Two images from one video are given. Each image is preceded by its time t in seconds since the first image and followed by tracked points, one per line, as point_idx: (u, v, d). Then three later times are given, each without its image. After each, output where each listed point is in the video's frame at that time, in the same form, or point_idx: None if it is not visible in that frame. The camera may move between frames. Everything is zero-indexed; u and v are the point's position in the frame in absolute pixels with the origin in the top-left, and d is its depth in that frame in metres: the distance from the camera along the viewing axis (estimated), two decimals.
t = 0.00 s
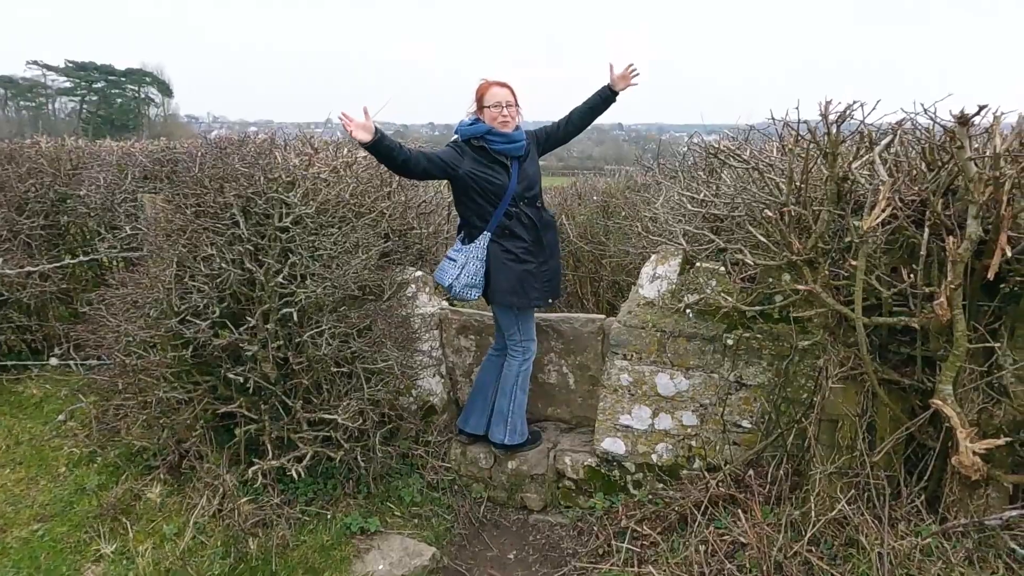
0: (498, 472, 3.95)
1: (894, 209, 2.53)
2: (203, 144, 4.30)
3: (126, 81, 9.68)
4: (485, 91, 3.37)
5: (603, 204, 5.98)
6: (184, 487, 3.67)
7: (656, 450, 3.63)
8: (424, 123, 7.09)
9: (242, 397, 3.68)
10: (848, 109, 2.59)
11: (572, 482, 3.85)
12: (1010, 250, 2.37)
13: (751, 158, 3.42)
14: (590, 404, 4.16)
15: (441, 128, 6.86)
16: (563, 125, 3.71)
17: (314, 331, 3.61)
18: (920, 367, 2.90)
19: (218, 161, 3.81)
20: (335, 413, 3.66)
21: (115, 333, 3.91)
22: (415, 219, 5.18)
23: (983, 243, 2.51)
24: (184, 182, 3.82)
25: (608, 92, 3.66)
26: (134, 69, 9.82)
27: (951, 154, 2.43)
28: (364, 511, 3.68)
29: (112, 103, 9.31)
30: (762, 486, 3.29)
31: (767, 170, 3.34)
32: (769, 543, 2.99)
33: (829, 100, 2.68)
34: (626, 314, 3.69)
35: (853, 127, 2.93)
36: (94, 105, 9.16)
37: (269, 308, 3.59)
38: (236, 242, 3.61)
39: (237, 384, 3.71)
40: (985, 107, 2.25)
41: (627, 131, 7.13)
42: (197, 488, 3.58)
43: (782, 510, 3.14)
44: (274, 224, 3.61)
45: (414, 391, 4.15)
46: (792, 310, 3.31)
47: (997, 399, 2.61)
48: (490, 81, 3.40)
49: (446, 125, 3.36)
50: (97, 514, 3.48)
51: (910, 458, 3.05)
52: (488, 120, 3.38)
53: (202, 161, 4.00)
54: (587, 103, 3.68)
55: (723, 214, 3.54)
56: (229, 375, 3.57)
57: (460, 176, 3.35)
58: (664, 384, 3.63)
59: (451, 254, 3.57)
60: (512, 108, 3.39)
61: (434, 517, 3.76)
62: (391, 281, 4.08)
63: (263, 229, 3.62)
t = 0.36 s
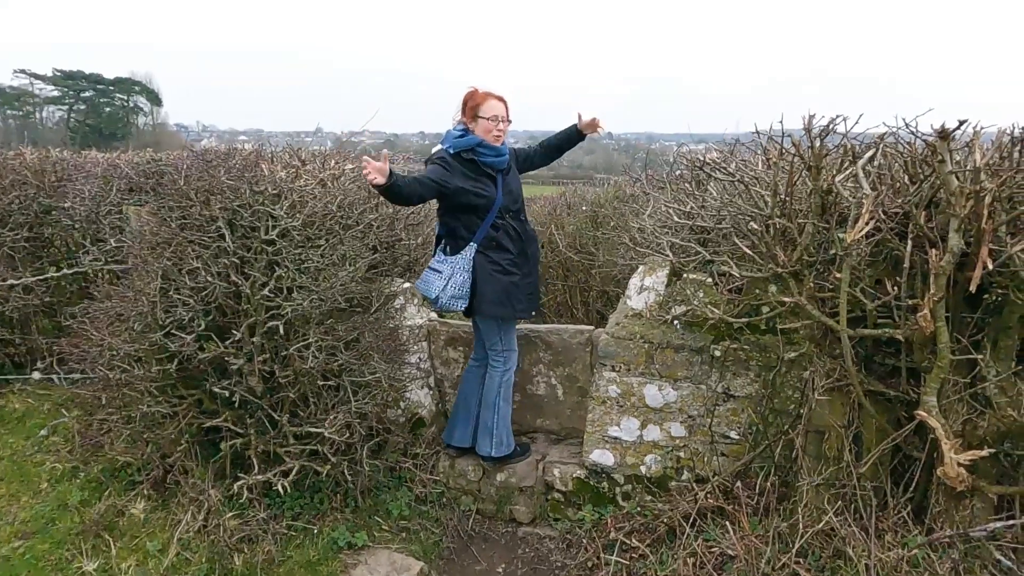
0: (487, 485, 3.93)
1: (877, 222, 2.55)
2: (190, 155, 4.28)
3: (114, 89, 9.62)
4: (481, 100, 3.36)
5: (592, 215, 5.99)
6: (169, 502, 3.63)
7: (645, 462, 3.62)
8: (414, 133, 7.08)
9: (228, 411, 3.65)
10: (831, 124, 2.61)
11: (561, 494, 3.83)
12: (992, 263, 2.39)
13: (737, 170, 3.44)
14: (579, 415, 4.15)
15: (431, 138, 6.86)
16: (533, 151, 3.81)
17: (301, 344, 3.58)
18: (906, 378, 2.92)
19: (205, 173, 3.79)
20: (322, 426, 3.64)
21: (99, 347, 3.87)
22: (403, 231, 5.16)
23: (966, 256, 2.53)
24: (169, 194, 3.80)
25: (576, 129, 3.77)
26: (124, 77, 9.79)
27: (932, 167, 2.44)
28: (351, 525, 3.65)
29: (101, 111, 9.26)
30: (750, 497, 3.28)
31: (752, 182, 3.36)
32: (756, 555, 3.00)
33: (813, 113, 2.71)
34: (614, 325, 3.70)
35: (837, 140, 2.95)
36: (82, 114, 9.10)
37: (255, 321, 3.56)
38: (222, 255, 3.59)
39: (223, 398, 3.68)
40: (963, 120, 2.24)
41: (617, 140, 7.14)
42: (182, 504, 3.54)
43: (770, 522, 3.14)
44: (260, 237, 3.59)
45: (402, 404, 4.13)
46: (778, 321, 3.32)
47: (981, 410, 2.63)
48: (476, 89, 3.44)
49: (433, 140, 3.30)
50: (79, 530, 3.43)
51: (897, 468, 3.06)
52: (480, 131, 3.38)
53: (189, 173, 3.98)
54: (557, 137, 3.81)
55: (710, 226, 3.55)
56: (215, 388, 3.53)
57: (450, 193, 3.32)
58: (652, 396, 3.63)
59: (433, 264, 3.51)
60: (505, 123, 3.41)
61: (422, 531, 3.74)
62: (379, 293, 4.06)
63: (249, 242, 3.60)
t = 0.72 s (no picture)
0: (486, 488, 3.92)
1: (876, 225, 2.55)
2: (188, 158, 4.27)
3: (112, 93, 9.64)
4: (511, 106, 3.46)
5: (589, 218, 5.99)
6: (166, 506, 3.61)
7: (644, 465, 3.61)
8: (412, 136, 7.08)
9: (225, 415, 3.63)
10: (830, 126, 2.61)
11: (560, 498, 3.81)
12: (990, 265, 2.39)
13: (735, 173, 3.44)
14: (578, 418, 4.15)
15: (429, 141, 6.87)
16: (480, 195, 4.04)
17: (299, 348, 3.57)
18: (904, 381, 2.91)
19: (203, 176, 3.78)
20: (320, 430, 3.62)
21: (96, 350, 3.85)
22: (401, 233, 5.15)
23: (964, 259, 2.53)
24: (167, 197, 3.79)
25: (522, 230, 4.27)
26: (121, 81, 9.82)
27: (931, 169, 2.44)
28: (349, 529, 3.63)
29: (98, 114, 9.27)
30: (749, 501, 3.28)
31: (750, 185, 3.35)
32: (756, 559, 2.99)
33: (811, 117, 2.71)
34: (613, 328, 3.69)
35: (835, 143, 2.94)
36: (80, 117, 9.11)
37: (253, 324, 3.55)
38: (220, 258, 3.59)
39: (221, 401, 3.66)
40: (960, 124, 2.23)
41: (615, 144, 7.15)
42: (179, 508, 3.52)
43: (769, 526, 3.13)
44: (258, 240, 3.58)
45: (400, 407, 4.12)
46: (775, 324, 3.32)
47: (980, 413, 2.63)
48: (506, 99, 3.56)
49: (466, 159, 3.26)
50: (75, 535, 3.41)
51: (896, 471, 3.05)
52: (504, 136, 3.46)
53: (186, 176, 3.97)
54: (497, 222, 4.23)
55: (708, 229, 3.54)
56: (212, 392, 3.52)
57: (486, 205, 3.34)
58: (651, 399, 3.62)
59: (428, 272, 3.51)
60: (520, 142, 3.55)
61: (420, 535, 3.72)
62: (377, 296, 4.05)
63: (247, 245, 3.59)
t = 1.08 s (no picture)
0: (485, 491, 3.91)
1: (875, 228, 2.55)
2: (188, 161, 4.28)
3: (112, 95, 9.68)
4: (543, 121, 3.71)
5: (589, 220, 5.99)
6: (166, 509, 3.61)
7: (643, 468, 3.61)
8: (411, 138, 7.08)
9: (225, 417, 3.63)
10: (828, 129, 2.61)
11: (559, 500, 3.81)
12: (989, 268, 2.39)
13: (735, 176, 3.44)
14: (577, 421, 4.15)
15: (429, 142, 6.89)
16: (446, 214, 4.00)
17: (299, 350, 3.57)
18: (903, 384, 2.92)
19: (202, 179, 3.78)
20: (319, 432, 3.62)
21: (96, 352, 3.86)
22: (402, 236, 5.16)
23: (963, 261, 2.54)
24: (167, 199, 3.79)
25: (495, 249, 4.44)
26: (121, 83, 9.87)
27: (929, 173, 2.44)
28: (348, 531, 3.63)
29: (99, 116, 9.31)
30: (747, 503, 3.28)
31: (749, 189, 3.36)
32: (755, 562, 2.99)
33: (809, 120, 2.71)
34: (612, 330, 3.69)
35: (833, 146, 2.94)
36: (80, 119, 9.14)
37: (252, 327, 3.55)
38: (220, 261, 3.59)
39: (220, 404, 3.67)
40: (958, 127, 2.24)
41: (614, 146, 7.16)
42: (178, 510, 3.52)
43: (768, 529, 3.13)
44: (258, 242, 3.59)
45: (400, 409, 4.12)
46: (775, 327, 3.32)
47: (979, 416, 2.63)
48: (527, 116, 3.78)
49: (554, 158, 3.44)
50: (74, 537, 3.42)
51: (896, 474, 3.05)
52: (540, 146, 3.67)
53: (186, 178, 3.97)
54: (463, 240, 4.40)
55: (708, 231, 3.54)
56: (212, 394, 3.52)
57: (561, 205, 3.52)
58: (650, 401, 3.62)
59: (488, 274, 3.52)
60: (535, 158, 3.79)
61: (420, 537, 3.72)
62: (376, 299, 4.05)
63: (247, 247, 3.59)
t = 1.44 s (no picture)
0: (481, 495, 3.91)
1: (868, 234, 2.57)
2: (185, 166, 4.29)
3: (110, 99, 9.71)
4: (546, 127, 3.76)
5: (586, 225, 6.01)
6: (162, 513, 3.62)
7: (639, 472, 3.62)
8: (408, 143, 7.10)
9: (221, 421, 3.64)
10: (822, 136, 2.63)
11: (555, 504, 3.81)
12: (980, 274, 2.41)
13: (730, 182, 3.46)
14: (573, 425, 4.16)
15: (427, 146, 6.91)
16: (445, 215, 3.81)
17: (295, 355, 3.58)
18: (897, 388, 2.93)
19: (200, 184, 3.79)
20: (315, 436, 3.62)
21: (92, 357, 3.86)
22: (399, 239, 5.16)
23: (956, 267, 2.55)
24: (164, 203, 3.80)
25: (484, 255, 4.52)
26: (118, 86, 9.89)
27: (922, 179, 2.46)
28: (344, 536, 3.64)
29: (96, 120, 9.32)
30: (742, 507, 3.29)
31: (744, 194, 3.37)
32: (750, 565, 3.01)
33: (803, 126, 2.73)
34: (608, 335, 3.69)
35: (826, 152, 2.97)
36: (77, 122, 9.15)
37: (249, 331, 3.55)
38: (217, 265, 3.59)
39: (217, 408, 3.67)
40: (950, 134, 2.26)
41: (611, 151, 7.19)
42: (175, 514, 3.52)
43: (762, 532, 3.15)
44: (255, 247, 3.59)
45: (396, 413, 4.12)
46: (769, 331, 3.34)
47: (971, 420, 2.65)
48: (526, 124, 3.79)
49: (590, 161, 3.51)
50: (70, 542, 3.41)
51: (890, 477, 3.07)
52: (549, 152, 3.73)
53: (184, 183, 3.98)
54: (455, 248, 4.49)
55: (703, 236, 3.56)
56: (208, 399, 3.53)
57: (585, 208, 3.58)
58: (646, 405, 3.64)
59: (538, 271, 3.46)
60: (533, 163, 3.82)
61: (416, 541, 3.72)
62: (373, 303, 4.06)
63: (244, 252, 3.60)
